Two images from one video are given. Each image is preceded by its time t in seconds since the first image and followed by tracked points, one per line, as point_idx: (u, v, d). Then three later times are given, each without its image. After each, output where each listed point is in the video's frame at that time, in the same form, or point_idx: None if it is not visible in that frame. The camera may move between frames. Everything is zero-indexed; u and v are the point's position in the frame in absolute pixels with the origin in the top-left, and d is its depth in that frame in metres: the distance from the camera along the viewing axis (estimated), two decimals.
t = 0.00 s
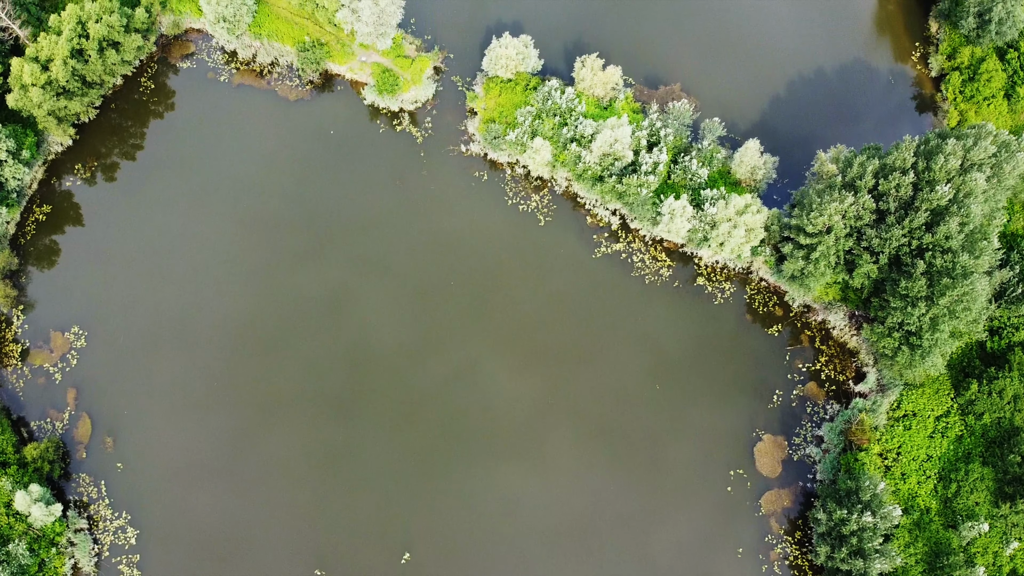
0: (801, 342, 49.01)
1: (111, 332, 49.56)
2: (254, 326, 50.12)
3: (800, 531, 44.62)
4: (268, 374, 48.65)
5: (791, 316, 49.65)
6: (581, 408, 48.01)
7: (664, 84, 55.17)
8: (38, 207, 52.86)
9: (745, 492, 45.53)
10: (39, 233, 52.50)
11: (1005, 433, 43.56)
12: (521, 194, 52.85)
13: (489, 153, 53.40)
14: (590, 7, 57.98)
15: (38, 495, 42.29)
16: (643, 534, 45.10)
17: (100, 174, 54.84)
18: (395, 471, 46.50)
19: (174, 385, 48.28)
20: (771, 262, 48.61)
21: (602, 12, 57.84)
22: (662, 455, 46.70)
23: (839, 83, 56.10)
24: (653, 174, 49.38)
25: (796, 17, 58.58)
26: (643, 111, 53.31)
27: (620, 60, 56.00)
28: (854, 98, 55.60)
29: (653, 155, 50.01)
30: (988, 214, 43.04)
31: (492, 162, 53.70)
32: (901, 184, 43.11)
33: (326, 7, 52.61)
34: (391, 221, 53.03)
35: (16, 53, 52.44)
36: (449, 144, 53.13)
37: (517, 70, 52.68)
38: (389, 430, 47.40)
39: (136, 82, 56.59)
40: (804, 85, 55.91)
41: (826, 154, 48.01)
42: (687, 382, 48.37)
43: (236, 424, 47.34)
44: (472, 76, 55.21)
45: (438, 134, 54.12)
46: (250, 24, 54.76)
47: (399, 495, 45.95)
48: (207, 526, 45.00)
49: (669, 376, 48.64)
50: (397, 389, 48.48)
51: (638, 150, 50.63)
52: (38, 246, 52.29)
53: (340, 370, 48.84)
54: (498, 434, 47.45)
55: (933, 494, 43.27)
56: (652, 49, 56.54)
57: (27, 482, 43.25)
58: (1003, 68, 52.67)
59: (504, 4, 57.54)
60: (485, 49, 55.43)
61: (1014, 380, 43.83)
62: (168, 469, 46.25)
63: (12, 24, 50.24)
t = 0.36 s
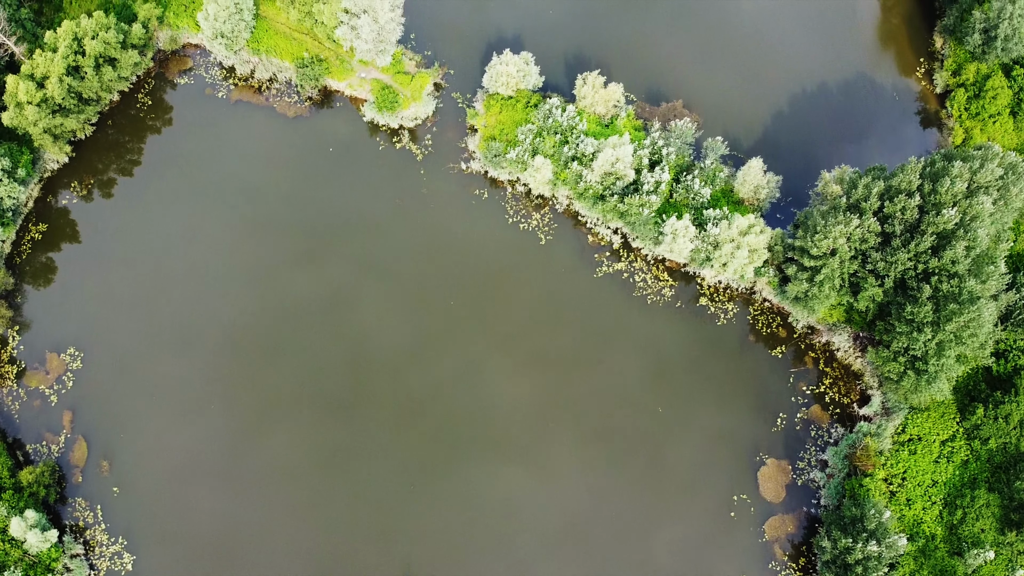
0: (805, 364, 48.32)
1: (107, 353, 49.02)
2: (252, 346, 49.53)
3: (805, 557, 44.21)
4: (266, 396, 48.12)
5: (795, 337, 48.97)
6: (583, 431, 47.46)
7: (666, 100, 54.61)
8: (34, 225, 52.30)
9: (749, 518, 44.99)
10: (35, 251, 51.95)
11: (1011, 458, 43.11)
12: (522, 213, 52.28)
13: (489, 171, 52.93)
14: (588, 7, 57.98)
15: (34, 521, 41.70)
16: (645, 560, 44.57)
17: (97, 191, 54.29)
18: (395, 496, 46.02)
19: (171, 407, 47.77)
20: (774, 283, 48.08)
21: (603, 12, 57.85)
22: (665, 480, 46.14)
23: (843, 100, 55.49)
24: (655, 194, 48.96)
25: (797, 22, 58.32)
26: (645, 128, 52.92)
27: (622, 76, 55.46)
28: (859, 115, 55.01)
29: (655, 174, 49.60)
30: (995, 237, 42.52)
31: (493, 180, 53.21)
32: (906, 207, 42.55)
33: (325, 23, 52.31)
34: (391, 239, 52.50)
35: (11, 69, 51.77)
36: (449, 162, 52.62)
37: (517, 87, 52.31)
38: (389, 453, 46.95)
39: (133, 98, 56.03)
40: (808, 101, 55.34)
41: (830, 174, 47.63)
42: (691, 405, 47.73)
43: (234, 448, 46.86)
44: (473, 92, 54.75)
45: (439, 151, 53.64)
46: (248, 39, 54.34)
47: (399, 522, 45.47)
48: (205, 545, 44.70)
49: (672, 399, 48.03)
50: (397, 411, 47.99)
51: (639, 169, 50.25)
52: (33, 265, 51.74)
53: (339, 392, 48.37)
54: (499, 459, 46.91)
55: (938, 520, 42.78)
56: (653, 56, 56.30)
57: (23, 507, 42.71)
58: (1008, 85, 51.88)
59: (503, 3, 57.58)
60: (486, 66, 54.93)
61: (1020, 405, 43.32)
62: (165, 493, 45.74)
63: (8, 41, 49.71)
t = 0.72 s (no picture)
0: (809, 387, 47.79)
1: (104, 375, 48.48)
2: (249, 368, 48.91)
3: None
4: (264, 420, 47.55)
5: (799, 360, 48.39)
6: (585, 456, 46.97)
7: (668, 118, 54.10)
8: (29, 245, 51.78)
9: (752, 544, 44.53)
10: (30, 271, 51.47)
11: (1017, 484, 42.58)
12: (522, 231, 51.80)
13: (489, 189, 52.56)
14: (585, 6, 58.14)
15: (30, 547, 41.41)
16: None
17: (93, 209, 53.76)
18: (394, 522, 45.54)
19: (168, 431, 47.23)
20: (778, 304, 47.47)
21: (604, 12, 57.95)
22: (667, 505, 45.62)
23: (848, 119, 54.95)
24: (657, 215, 48.39)
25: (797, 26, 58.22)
26: (647, 146, 52.61)
27: (624, 93, 55.03)
28: (863, 133, 54.46)
29: (658, 194, 49.03)
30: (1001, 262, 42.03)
31: (493, 198, 52.76)
32: (912, 231, 42.06)
33: (323, 41, 51.77)
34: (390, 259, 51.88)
35: (7, 87, 51.33)
36: (449, 181, 52.37)
37: (518, 105, 51.89)
38: (388, 478, 46.42)
39: (130, 114, 55.41)
40: (811, 118, 54.86)
41: (834, 195, 46.99)
42: (694, 428, 47.21)
43: (231, 472, 46.32)
44: (473, 109, 54.31)
45: (439, 169, 53.24)
46: (246, 55, 53.89)
47: (398, 548, 45.07)
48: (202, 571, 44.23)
49: (675, 422, 47.49)
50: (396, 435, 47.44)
51: (641, 188, 49.73)
52: (29, 284, 51.25)
53: (339, 415, 47.86)
54: (499, 483, 46.46)
55: (944, 547, 42.38)
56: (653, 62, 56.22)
57: (19, 534, 42.51)
58: (1014, 102, 51.41)
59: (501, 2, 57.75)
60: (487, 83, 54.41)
61: None
62: (162, 519, 45.24)
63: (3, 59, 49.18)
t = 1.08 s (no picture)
0: (810, 407, 47.47)
1: (96, 402, 47.78)
2: (244, 394, 48.19)
3: None
4: (259, 447, 46.83)
5: (800, 380, 48.00)
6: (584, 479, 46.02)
7: (667, 134, 53.69)
8: (20, 270, 51.10)
9: (755, 568, 43.70)
10: (21, 295, 50.75)
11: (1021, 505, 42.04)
12: (519, 251, 51.36)
13: (486, 209, 52.16)
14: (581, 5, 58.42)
15: None
16: None
17: (85, 230, 53.06)
18: (390, 550, 44.58)
19: (162, 459, 46.54)
20: (778, 324, 46.87)
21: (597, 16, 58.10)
22: (669, 529, 44.71)
23: (847, 135, 54.39)
24: (655, 234, 48.01)
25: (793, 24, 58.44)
26: (644, 163, 52.18)
27: (621, 110, 54.61)
28: (863, 148, 53.93)
29: (656, 213, 48.53)
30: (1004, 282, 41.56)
31: (490, 218, 52.34)
32: (914, 252, 41.58)
33: (316, 60, 51.18)
34: (386, 281, 51.28)
35: None
36: (445, 200, 51.91)
37: (514, 123, 51.77)
38: (384, 504, 45.55)
39: (121, 135, 54.77)
40: (809, 133, 54.35)
41: (834, 214, 46.55)
42: (695, 450, 46.57)
43: (225, 501, 45.53)
44: (469, 127, 53.92)
45: (434, 188, 52.78)
46: (239, 74, 53.28)
47: None
48: None
49: (676, 444, 46.76)
50: (392, 460, 46.60)
51: (639, 208, 49.35)
52: (21, 308, 50.55)
53: (335, 441, 47.05)
54: (498, 508, 45.47)
55: (949, 571, 41.75)
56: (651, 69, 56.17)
57: (11, 566, 41.68)
58: (1014, 116, 51.12)
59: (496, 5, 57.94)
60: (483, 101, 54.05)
61: None
62: (155, 549, 44.43)
63: None
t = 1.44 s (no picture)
0: (812, 428, 46.80)
1: (88, 432, 46.84)
2: (237, 420, 47.33)
3: None
4: (252, 475, 45.83)
5: (801, 400, 47.47)
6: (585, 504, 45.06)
7: (664, 147, 53.38)
8: (9, 298, 50.26)
9: None
10: (11, 321, 49.99)
11: None
12: (516, 271, 50.72)
13: (481, 228, 51.58)
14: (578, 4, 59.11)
15: None
16: None
17: (75, 255, 52.37)
18: None
19: (155, 489, 45.53)
20: (778, 343, 46.36)
21: (588, 17, 58.52)
22: (672, 555, 43.73)
23: (844, 148, 53.89)
24: (652, 254, 47.33)
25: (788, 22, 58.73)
26: (640, 181, 51.71)
27: (616, 125, 54.12)
28: (860, 163, 53.49)
29: (652, 232, 47.99)
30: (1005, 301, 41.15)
31: (486, 237, 51.81)
32: (914, 272, 41.15)
33: (307, 80, 50.58)
34: (382, 303, 50.54)
35: None
36: (439, 220, 51.35)
37: (509, 142, 51.32)
38: (378, 532, 44.43)
39: (110, 159, 54.09)
40: (806, 147, 53.86)
41: (834, 231, 45.94)
42: (696, 472, 45.65)
43: (218, 531, 44.44)
44: (463, 145, 53.51)
45: (428, 209, 52.26)
46: (229, 94, 52.59)
47: None
48: None
49: (678, 467, 45.88)
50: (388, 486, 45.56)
51: (635, 227, 48.87)
52: (11, 334, 49.80)
53: (329, 467, 46.11)
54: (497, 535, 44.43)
55: None
56: (644, 70, 56.33)
57: None
58: (1012, 128, 50.67)
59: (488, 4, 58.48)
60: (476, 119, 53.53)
61: None
62: None
63: None
